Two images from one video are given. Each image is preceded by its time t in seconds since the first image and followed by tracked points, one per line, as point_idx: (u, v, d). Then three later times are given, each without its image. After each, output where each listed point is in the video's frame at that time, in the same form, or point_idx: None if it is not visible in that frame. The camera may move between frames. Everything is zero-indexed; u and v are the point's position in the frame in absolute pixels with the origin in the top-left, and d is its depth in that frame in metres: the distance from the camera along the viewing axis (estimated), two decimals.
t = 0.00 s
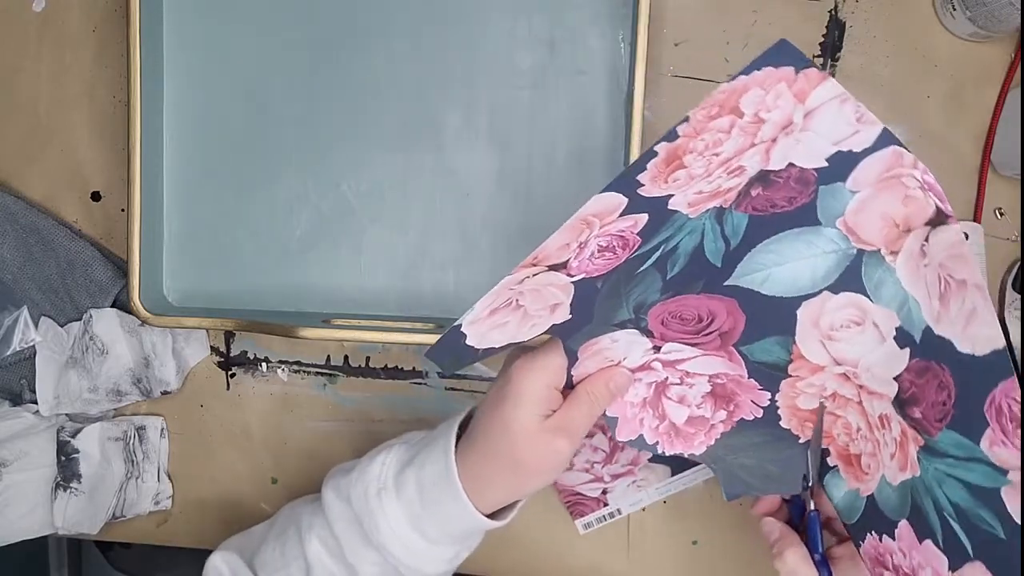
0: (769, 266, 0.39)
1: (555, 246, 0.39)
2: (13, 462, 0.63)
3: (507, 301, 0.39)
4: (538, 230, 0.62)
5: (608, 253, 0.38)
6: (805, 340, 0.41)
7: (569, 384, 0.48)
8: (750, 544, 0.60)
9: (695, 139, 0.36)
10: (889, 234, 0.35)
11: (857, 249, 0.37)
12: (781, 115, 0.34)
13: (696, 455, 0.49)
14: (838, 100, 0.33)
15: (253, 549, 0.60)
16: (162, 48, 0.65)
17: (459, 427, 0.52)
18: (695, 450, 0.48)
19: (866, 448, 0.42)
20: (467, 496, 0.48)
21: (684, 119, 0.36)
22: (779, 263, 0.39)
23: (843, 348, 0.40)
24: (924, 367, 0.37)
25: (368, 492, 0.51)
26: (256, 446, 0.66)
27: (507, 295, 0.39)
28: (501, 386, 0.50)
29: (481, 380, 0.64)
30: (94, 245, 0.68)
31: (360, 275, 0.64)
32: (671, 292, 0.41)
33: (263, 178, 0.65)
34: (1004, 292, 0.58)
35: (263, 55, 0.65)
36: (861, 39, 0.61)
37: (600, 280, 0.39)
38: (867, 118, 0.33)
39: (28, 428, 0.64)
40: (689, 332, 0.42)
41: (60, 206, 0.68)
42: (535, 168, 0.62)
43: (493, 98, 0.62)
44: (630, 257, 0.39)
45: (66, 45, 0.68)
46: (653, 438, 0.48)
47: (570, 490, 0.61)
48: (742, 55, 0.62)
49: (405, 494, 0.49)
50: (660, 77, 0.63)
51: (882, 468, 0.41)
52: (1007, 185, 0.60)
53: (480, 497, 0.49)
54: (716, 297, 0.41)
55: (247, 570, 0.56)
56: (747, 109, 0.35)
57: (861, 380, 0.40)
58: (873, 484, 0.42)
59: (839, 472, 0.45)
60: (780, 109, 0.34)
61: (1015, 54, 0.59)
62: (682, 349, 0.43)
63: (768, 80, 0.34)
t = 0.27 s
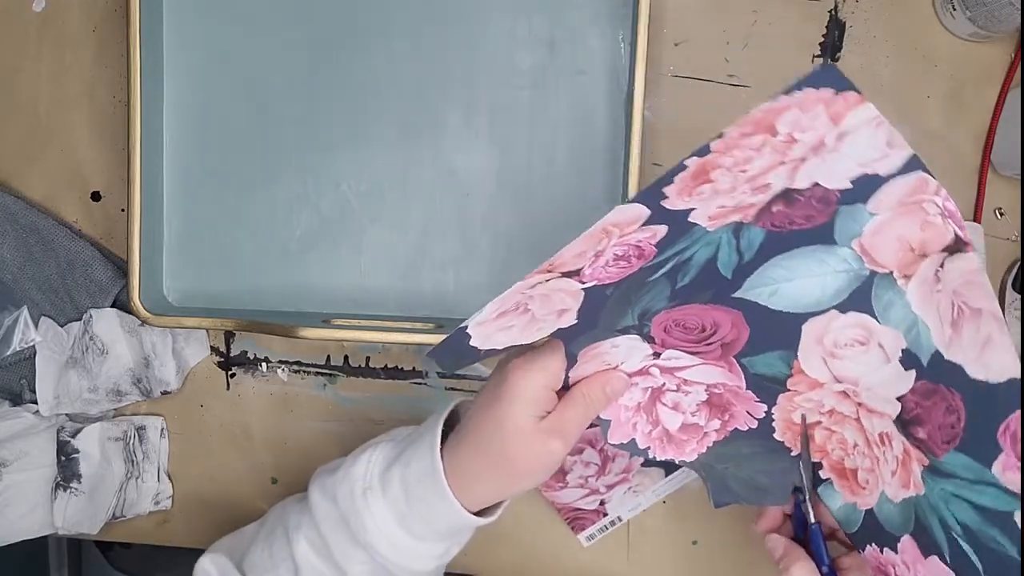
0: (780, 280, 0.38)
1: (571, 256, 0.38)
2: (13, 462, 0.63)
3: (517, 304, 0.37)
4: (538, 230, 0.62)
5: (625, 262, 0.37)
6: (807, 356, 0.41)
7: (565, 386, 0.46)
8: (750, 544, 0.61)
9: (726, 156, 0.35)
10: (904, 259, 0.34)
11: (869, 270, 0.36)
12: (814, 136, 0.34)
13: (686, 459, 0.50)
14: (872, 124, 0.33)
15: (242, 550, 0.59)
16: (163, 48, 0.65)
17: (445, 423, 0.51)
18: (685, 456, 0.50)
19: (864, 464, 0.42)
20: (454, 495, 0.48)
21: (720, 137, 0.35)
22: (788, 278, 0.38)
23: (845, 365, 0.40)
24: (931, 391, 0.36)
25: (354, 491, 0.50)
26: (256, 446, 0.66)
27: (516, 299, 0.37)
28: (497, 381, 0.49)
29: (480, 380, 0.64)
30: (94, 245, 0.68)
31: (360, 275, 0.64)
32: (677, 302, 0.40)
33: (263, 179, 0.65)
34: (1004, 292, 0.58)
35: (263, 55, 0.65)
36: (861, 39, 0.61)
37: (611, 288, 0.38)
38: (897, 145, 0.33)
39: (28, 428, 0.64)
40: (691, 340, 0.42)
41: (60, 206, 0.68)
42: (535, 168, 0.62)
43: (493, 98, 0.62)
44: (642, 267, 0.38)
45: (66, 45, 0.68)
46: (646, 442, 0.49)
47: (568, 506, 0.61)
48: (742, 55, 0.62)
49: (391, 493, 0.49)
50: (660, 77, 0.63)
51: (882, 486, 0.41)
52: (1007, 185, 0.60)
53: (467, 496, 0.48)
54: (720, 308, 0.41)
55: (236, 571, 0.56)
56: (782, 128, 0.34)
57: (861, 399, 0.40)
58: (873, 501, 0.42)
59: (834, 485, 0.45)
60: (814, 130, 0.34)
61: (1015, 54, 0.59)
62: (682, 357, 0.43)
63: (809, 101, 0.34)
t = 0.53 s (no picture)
0: (805, 309, 0.37)
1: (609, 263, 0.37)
2: (13, 462, 0.63)
3: (547, 303, 0.37)
4: (538, 230, 0.62)
5: (661, 269, 0.36)
6: (820, 392, 0.40)
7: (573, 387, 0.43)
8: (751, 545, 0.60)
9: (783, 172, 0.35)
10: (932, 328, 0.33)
11: (896, 329, 0.34)
12: (868, 160, 0.32)
13: (682, 463, 0.51)
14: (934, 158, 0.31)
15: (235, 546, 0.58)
16: (163, 48, 0.65)
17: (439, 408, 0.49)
18: (682, 462, 0.51)
19: (859, 500, 0.42)
20: (449, 483, 0.46)
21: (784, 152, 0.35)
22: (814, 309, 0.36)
23: (856, 410, 0.39)
24: (930, 460, 0.35)
25: (346, 480, 0.49)
26: (256, 446, 0.66)
27: (548, 299, 0.37)
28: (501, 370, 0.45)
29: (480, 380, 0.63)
30: (94, 245, 0.68)
31: (360, 275, 0.64)
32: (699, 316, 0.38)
33: (264, 179, 0.65)
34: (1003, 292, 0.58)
35: (263, 56, 0.65)
36: (861, 39, 0.61)
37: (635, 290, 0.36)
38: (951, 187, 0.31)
39: (28, 428, 0.64)
40: (705, 356, 0.40)
41: (60, 206, 0.68)
42: (535, 168, 0.62)
43: (493, 98, 0.62)
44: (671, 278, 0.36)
45: (66, 45, 0.68)
46: (645, 448, 0.50)
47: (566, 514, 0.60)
48: (742, 56, 0.62)
49: (383, 480, 0.47)
50: (659, 77, 0.63)
51: (874, 525, 0.41)
52: (1007, 185, 0.60)
53: (463, 485, 0.46)
54: (739, 333, 0.39)
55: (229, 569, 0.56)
56: (840, 149, 0.33)
57: (865, 443, 0.40)
58: (862, 534, 0.43)
59: (828, 508, 0.46)
60: (871, 155, 0.32)
61: (1015, 54, 0.59)
62: (694, 371, 0.42)
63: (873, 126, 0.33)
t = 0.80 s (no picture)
0: (815, 326, 0.37)
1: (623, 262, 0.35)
2: (13, 462, 0.63)
3: (554, 302, 0.36)
4: (538, 230, 0.62)
5: (670, 276, 0.35)
6: (828, 404, 0.40)
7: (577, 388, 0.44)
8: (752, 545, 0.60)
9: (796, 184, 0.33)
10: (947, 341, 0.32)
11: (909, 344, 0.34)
12: (887, 175, 0.31)
13: (686, 473, 0.50)
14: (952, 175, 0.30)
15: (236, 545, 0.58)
16: (162, 48, 0.65)
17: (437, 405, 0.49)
18: (685, 472, 0.50)
19: (867, 511, 0.42)
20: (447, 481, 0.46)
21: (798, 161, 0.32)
22: (825, 326, 0.36)
23: (863, 425, 0.39)
24: (943, 472, 0.35)
25: (344, 479, 0.49)
26: (256, 446, 0.66)
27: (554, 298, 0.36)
28: (508, 367, 0.46)
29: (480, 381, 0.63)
30: (94, 245, 0.68)
31: (360, 275, 0.64)
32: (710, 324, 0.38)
33: (264, 179, 0.65)
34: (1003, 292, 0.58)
35: (263, 55, 0.65)
36: (861, 39, 0.61)
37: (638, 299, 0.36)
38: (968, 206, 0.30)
39: (28, 428, 0.64)
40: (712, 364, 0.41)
41: (60, 206, 0.68)
42: (535, 168, 0.62)
43: (493, 98, 0.62)
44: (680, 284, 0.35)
45: (66, 45, 0.68)
46: (647, 455, 0.50)
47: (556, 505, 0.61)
48: (742, 56, 0.62)
49: (382, 479, 0.47)
50: (659, 78, 0.63)
51: (882, 535, 0.41)
52: (1007, 185, 0.60)
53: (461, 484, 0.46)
54: (748, 346, 0.39)
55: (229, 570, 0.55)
56: (857, 163, 0.31)
57: (872, 456, 0.39)
58: (874, 546, 0.42)
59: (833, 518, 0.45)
60: (889, 169, 0.31)
61: (1015, 54, 0.59)
62: (700, 380, 0.42)
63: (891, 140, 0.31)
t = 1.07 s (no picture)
0: (816, 345, 0.36)
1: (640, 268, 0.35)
2: (13, 462, 0.63)
3: (563, 304, 0.36)
4: (538, 230, 0.62)
5: (680, 282, 0.34)
6: (825, 424, 0.39)
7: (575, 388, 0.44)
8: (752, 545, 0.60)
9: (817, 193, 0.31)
10: (950, 383, 0.31)
11: (912, 378, 0.33)
12: (908, 193, 0.28)
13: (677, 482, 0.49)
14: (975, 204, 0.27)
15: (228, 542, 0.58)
16: (162, 48, 0.65)
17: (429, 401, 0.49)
18: (677, 479, 0.49)
19: (856, 527, 0.41)
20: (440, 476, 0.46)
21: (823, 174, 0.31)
22: (828, 346, 0.36)
23: (858, 447, 0.38)
24: (936, 504, 0.34)
25: (336, 477, 0.49)
26: (256, 446, 0.66)
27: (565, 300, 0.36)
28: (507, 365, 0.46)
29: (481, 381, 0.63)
30: (94, 245, 0.68)
31: (360, 275, 0.64)
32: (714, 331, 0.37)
33: (264, 179, 0.65)
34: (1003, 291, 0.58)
35: (263, 55, 0.65)
36: (861, 39, 0.61)
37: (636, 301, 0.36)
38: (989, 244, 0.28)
39: (28, 428, 0.64)
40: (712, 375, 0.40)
41: (60, 206, 0.68)
42: (535, 168, 0.62)
43: (493, 98, 0.62)
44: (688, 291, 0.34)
45: (66, 45, 0.68)
46: (640, 457, 0.48)
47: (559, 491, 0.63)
48: (742, 56, 0.62)
49: (374, 476, 0.47)
50: (659, 78, 0.63)
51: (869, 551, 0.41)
52: (1007, 185, 0.60)
53: (454, 479, 0.46)
54: (750, 358, 0.39)
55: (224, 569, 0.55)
56: (881, 177, 0.29)
57: (865, 478, 0.39)
58: (861, 559, 0.42)
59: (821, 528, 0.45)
60: (911, 186, 0.28)
61: (1015, 54, 0.59)
62: (699, 387, 0.41)
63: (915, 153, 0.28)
